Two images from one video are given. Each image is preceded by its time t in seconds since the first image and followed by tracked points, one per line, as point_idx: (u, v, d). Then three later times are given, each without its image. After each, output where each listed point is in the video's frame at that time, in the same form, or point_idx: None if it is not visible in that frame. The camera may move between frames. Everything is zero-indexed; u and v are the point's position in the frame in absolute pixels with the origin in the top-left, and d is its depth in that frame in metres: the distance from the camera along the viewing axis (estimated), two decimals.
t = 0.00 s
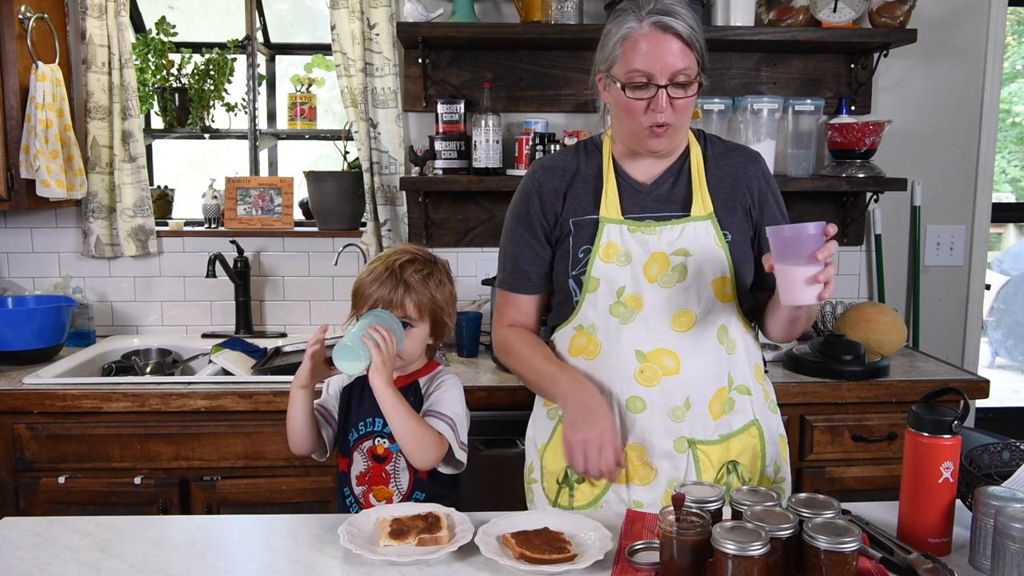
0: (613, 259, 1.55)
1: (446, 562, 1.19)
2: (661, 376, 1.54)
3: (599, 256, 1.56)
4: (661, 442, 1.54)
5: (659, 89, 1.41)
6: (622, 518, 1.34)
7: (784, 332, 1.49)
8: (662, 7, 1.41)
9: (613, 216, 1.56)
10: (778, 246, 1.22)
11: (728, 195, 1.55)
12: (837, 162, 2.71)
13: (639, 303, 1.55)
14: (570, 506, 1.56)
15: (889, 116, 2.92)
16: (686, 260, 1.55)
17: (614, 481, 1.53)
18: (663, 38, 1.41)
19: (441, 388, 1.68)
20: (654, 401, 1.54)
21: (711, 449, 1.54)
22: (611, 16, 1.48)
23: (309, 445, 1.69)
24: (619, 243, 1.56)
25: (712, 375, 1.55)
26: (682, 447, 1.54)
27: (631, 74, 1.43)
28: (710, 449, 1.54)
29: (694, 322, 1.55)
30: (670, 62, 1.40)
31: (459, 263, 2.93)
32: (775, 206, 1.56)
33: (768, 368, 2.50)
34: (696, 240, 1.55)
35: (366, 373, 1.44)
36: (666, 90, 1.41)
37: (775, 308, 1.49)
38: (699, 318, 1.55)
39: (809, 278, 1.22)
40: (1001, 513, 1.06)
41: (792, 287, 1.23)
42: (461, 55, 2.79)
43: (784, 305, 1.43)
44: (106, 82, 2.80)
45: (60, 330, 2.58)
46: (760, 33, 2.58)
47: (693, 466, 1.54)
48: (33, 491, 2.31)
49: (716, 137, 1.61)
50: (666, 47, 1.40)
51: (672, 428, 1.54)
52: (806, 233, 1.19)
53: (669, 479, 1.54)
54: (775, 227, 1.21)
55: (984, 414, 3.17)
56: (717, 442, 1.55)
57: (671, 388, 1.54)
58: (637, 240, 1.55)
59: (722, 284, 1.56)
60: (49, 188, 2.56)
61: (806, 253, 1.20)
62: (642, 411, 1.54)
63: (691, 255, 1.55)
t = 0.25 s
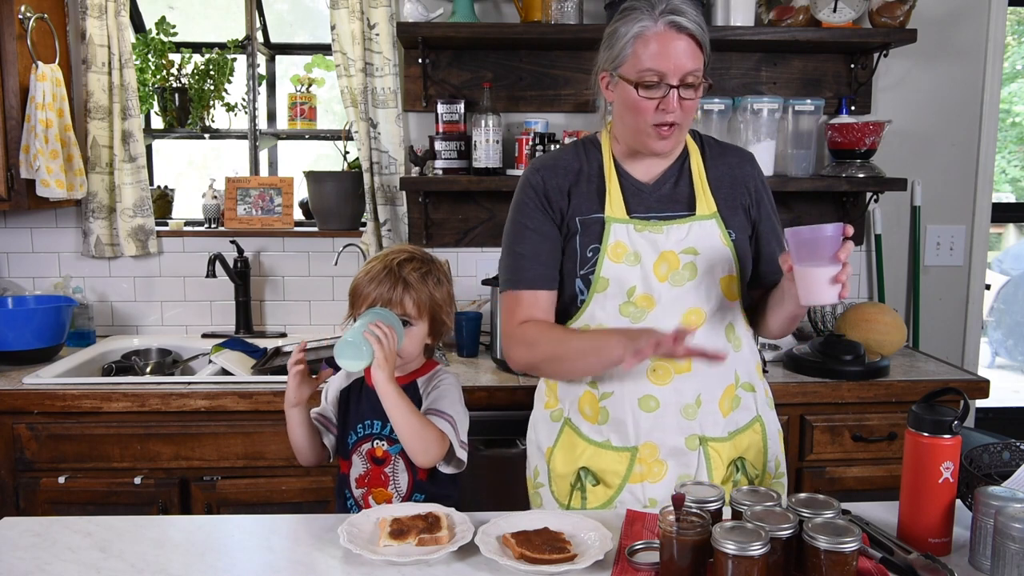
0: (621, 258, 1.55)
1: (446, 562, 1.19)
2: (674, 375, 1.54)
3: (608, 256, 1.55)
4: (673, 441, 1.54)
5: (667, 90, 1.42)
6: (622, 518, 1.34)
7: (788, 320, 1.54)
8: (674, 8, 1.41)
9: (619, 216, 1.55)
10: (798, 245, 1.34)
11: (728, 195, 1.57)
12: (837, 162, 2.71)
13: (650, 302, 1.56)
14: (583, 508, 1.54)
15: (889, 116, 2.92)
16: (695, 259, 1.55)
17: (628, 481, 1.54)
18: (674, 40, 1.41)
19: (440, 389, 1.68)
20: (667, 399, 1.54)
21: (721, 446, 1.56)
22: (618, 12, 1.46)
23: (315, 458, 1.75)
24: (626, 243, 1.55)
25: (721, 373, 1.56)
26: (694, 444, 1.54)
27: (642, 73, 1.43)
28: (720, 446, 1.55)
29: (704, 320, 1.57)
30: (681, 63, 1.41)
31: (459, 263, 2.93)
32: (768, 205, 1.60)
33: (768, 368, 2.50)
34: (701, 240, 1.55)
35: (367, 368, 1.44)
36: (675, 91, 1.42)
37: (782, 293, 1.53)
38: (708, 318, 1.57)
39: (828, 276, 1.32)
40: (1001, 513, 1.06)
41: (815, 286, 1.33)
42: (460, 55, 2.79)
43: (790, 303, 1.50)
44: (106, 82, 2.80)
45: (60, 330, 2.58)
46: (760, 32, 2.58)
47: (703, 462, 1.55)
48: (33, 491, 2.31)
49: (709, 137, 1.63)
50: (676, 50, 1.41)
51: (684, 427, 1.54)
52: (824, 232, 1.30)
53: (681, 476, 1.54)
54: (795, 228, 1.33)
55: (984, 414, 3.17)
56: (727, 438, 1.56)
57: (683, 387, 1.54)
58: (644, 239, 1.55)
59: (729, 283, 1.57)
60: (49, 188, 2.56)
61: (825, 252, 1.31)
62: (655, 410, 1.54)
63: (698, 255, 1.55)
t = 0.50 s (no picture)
0: (630, 258, 1.54)
1: (446, 562, 1.19)
2: (684, 373, 1.54)
3: (617, 256, 1.53)
4: (685, 439, 1.54)
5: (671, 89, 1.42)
6: (622, 518, 1.34)
7: (782, 317, 1.56)
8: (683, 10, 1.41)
9: (623, 216, 1.54)
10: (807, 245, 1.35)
11: (725, 194, 1.60)
12: (837, 162, 2.71)
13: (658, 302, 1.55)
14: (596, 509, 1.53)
15: (889, 116, 2.92)
16: (701, 257, 1.55)
17: (641, 481, 1.53)
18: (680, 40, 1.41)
19: (440, 390, 1.68)
20: (678, 398, 1.54)
21: (730, 443, 1.57)
22: (625, 9, 1.46)
23: (319, 463, 1.76)
24: (632, 242, 1.54)
25: (728, 371, 1.57)
26: (704, 443, 1.55)
27: (647, 72, 1.43)
28: (729, 443, 1.56)
29: (711, 318, 1.56)
30: (686, 63, 1.41)
31: (459, 263, 2.93)
32: (759, 203, 1.64)
33: (768, 368, 2.50)
34: (705, 240, 1.56)
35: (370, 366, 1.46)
36: (678, 91, 1.42)
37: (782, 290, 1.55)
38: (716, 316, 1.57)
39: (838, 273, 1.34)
40: (1001, 513, 1.06)
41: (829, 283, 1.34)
42: (460, 55, 2.79)
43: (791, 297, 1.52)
44: (106, 82, 2.80)
45: (60, 330, 2.58)
46: (760, 32, 2.58)
47: (714, 460, 1.55)
48: (33, 491, 2.31)
49: (699, 138, 1.66)
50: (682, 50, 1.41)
51: (695, 425, 1.54)
52: (832, 231, 1.32)
53: (692, 474, 1.55)
54: (802, 228, 1.35)
55: (984, 414, 3.17)
56: (735, 436, 1.57)
57: (693, 385, 1.54)
58: (651, 238, 1.54)
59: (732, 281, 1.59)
60: (49, 188, 2.56)
61: (833, 250, 1.33)
62: (667, 410, 1.53)
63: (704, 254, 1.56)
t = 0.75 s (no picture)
0: (639, 260, 1.53)
1: (446, 562, 1.19)
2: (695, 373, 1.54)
3: (626, 258, 1.53)
4: (695, 440, 1.54)
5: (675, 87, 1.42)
6: (622, 518, 1.34)
7: (784, 313, 1.58)
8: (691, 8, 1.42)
9: (630, 216, 1.54)
10: (814, 247, 1.38)
11: (725, 194, 1.61)
12: (837, 162, 2.71)
13: (666, 303, 1.54)
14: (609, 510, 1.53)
15: (889, 116, 2.92)
16: (708, 257, 1.56)
17: (652, 482, 1.54)
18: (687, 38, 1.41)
19: (441, 390, 1.68)
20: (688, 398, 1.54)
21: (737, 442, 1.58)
22: (631, 5, 1.45)
23: (321, 463, 1.76)
24: (640, 242, 1.54)
25: (734, 371, 1.58)
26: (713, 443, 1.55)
27: (652, 68, 1.42)
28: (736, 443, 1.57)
29: (718, 318, 1.56)
30: (691, 61, 1.41)
31: (459, 263, 2.93)
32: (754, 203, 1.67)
33: (768, 368, 2.50)
34: (708, 240, 1.57)
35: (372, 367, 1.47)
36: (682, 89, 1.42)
37: (781, 287, 1.57)
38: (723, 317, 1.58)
39: (847, 275, 1.36)
40: (1001, 513, 1.06)
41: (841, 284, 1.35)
42: (460, 55, 2.79)
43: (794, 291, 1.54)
44: (106, 82, 2.80)
45: (60, 330, 2.58)
46: (760, 32, 2.58)
47: (722, 460, 1.56)
48: (33, 491, 2.31)
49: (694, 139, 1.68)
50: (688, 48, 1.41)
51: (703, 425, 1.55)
52: (840, 232, 1.35)
53: (701, 472, 1.55)
54: (811, 230, 1.38)
55: (984, 414, 3.17)
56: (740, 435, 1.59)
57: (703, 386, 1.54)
58: (658, 239, 1.55)
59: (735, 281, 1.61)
60: (49, 188, 2.56)
61: (842, 252, 1.36)
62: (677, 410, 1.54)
63: (709, 255, 1.56)
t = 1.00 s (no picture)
0: (646, 261, 1.53)
1: (446, 562, 1.19)
2: (703, 374, 1.54)
3: (633, 259, 1.52)
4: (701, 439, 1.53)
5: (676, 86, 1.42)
6: (623, 518, 1.34)
7: (785, 312, 1.58)
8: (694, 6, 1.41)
9: (636, 217, 1.54)
10: (820, 251, 1.38)
11: (724, 193, 1.62)
12: (837, 162, 2.71)
13: (673, 305, 1.54)
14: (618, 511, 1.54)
15: (890, 116, 2.92)
16: (713, 258, 1.57)
17: (661, 483, 1.51)
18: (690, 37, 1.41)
19: (443, 390, 1.68)
20: (696, 399, 1.54)
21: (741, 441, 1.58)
22: (633, 3, 1.45)
23: (322, 463, 1.76)
24: (647, 244, 1.53)
25: (738, 371, 1.59)
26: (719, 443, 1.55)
27: (654, 67, 1.42)
28: (740, 443, 1.58)
29: (724, 318, 1.57)
30: (694, 60, 1.41)
31: (459, 263, 2.93)
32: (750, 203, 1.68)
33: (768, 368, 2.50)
34: (712, 241, 1.57)
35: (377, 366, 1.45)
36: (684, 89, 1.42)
37: (781, 287, 1.57)
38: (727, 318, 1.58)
39: (853, 278, 1.36)
40: (1001, 513, 1.06)
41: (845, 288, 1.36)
42: (460, 55, 2.79)
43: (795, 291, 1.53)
44: (106, 82, 2.80)
45: (60, 331, 2.58)
46: (760, 33, 2.58)
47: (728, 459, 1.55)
48: (33, 491, 2.31)
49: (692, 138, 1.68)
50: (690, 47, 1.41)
51: (710, 425, 1.55)
52: (846, 239, 1.34)
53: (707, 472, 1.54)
54: (818, 233, 1.37)
55: (984, 414, 3.17)
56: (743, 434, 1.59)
57: (710, 387, 1.54)
58: (664, 240, 1.54)
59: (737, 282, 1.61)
60: (49, 188, 2.56)
61: (848, 257, 1.35)
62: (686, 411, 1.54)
63: (714, 256, 1.57)
